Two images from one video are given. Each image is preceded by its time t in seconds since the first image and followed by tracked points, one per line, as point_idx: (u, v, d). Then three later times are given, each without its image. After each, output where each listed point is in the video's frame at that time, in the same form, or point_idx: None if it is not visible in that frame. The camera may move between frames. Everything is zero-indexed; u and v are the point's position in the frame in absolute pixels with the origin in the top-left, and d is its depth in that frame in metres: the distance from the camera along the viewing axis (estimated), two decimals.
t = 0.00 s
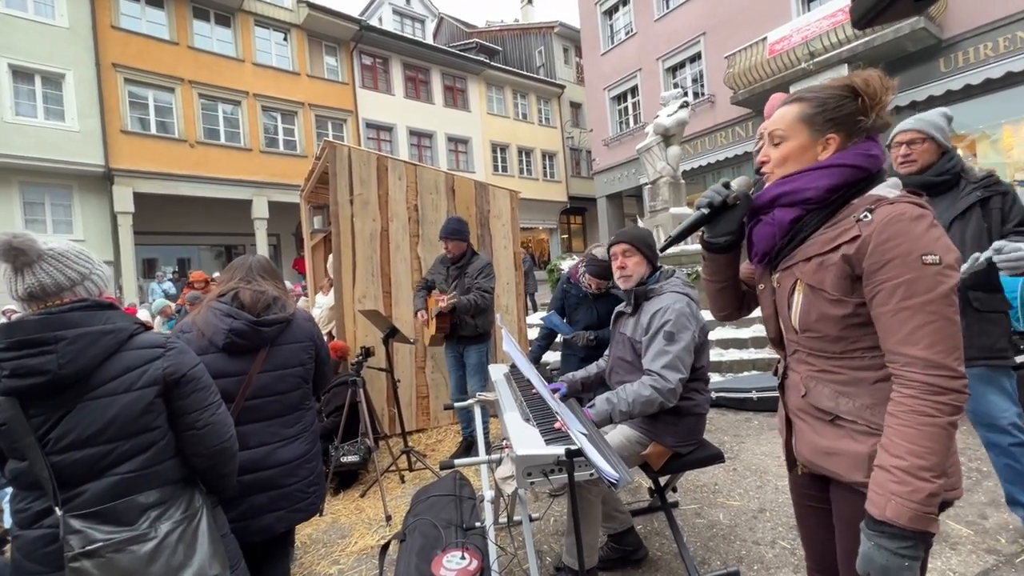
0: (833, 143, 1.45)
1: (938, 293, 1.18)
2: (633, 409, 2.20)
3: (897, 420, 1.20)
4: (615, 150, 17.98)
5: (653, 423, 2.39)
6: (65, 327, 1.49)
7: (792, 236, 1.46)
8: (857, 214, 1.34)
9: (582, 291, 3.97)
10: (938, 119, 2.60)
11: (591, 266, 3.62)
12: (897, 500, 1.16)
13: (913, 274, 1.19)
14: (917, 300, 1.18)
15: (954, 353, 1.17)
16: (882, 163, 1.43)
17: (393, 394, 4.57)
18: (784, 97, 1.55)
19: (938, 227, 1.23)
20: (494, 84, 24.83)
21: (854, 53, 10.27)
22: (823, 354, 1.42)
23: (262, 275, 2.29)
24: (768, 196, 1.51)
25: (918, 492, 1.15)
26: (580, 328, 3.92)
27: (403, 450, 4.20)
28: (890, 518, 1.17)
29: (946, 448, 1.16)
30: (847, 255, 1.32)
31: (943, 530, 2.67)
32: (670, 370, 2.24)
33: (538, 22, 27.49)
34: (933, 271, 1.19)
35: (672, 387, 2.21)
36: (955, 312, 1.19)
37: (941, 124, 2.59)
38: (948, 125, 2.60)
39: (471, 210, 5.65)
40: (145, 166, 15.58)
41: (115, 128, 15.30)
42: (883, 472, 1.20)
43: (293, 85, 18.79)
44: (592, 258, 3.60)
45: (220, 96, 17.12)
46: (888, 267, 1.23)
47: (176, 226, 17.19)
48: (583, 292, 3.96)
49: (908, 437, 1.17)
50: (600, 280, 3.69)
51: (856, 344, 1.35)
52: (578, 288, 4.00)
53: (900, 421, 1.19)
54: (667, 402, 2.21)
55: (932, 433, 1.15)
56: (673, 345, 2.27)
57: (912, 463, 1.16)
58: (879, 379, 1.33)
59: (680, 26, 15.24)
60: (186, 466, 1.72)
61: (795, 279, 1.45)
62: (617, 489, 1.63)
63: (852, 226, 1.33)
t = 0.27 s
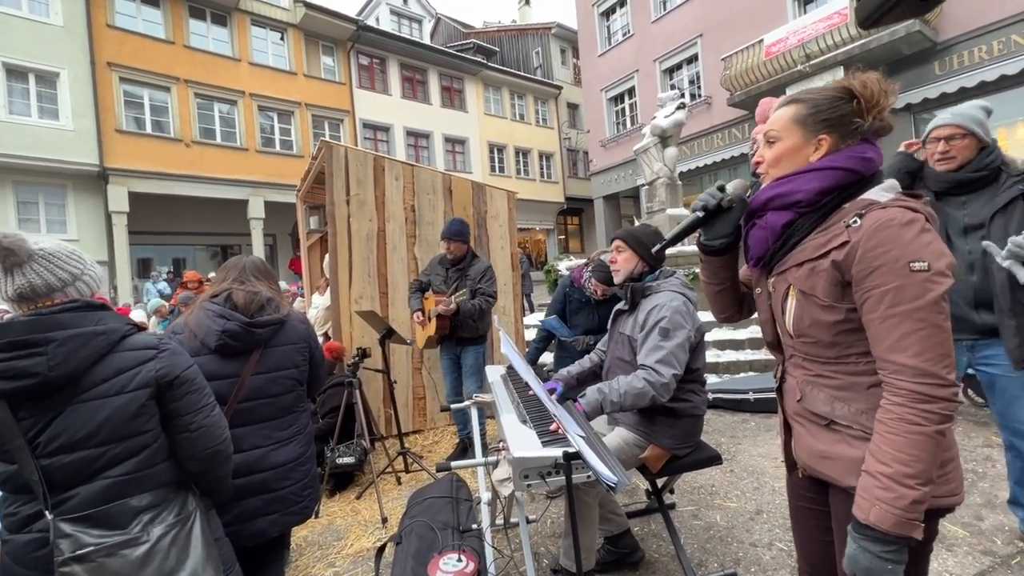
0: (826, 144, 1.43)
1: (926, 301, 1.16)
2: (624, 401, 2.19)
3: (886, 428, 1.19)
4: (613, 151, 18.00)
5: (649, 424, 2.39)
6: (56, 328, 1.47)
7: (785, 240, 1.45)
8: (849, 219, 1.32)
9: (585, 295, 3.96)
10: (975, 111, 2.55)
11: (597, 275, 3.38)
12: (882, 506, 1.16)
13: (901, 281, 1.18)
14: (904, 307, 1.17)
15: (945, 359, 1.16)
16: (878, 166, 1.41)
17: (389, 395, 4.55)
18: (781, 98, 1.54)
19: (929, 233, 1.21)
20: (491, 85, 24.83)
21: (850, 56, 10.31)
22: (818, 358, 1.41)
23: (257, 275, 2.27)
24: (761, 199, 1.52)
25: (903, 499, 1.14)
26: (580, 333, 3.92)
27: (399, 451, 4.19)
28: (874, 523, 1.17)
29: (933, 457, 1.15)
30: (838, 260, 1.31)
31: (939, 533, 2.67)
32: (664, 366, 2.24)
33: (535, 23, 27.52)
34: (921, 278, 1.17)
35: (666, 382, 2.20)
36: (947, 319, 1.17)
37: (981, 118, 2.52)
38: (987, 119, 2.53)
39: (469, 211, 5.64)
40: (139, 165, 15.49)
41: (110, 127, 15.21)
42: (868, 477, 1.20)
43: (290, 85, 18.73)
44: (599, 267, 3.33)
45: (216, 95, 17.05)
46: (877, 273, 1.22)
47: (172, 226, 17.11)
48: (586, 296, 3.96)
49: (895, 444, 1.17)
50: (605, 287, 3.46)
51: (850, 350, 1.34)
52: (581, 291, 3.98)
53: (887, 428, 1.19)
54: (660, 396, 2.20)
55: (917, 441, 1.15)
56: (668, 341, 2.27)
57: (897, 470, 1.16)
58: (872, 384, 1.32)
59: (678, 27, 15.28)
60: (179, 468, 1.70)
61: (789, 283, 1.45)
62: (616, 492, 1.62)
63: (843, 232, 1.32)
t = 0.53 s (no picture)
0: (814, 146, 1.43)
1: (908, 304, 1.16)
2: (629, 407, 2.18)
3: (864, 429, 1.20)
4: (611, 151, 18.00)
5: (650, 425, 2.38)
6: (51, 328, 1.45)
7: (776, 243, 1.44)
8: (836, 222, 1.32)
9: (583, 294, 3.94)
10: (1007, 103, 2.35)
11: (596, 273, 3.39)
12: (855, 503, 1.18)
13: (884, 284, 1.18)
14: (886, 310, 1.17)
15: (926, 363, 1.16)
16: (870, 165, 1.39)
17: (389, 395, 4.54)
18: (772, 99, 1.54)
19: (915, 233, 1.20)
20: (490, 84, 24.81)
21: (849, 55, 10.32)
22: (812, 359, 1.41)
23: (251, 275, 2.25)
24: (752, 202, 1.52)
25: (876, 498, 1.16)
26: (578, 332, 3.91)
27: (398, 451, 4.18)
28: (847, 520, 1.19)
29: (909, 458, 1.16)
30: (826, 261, 1.31)
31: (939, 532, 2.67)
32: (666, 370, 2.23)
33: (534, 23, 27.51)
34: (905, 281, 1.17)
35: (668, 387, 2.20)
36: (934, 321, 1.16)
37: (1017, 110, 2.33)
38: None
39: (468, 210, 5.63)
40: (137, 164, 15.44)
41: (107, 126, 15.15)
42: (846, 475, 1.22)
43: (288, 84, 18.69)
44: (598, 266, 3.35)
45: (213, 94, 17.00)
46: (860, 276, 1.22)
47: (169, 225, 17.07)
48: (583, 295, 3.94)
49: (873, 445, 1.18)
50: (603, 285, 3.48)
51: (842, 351, 1.34)
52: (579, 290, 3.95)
53: (867, 429, 1.20)
54: (663, 402, 2.20)
55: (894, 443, 1.16)
56: (669, 344, 2.26)
57: (872, 470, 1.17)
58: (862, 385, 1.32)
59: (676, 27, 15.28)
60: (177, 469, 1.69)
61: (781, 285, 1.44)
62: (617, 493, 1.61)
63: (830, 234, 1.31)
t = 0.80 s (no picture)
0: (805, 146, 1.42)
1: (891, 300, 1.16)
2: (630, 406, 2.17)
3: (849, 420, 1.21)
4: (612, 149, 17.97)
5: (651, 424, 2.38)
6: (51, 327, 1.45)
7: (769, 242, 1.44)
8: (823, 220, 1.32)
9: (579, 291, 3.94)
10: None
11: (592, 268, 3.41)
12: (841, 493, 1.19)
13: (868, 280, 1.19)
14: (870, 306, 1.18)
15: (909, 357, 1.16)
16: (859, 164, 1.39)
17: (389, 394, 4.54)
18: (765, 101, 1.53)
19: (899, 231, 1.20)
20: (490, 83, 24.77)
21: (850, 53, 10.29)
22: (806, 354, 1.40)
23: (248, 274, 2.25)
24: (746, 202, 1.51)
25: (861, 488, 1.16)
26: (575, 330, 3.90)
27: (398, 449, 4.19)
28: (835, 509, 1.20)
29: (893, 450, 1.16)
30: (814, 259, 1.31)
31: (940, 530, 2.67)
32: (667, 370, 2.22)
33: (534, 21, 27.45)
34: (888, 278, 1.17)
35: (670, 387, 2.20)
36: (916, 318, 1.16)
37: None
38: None
39: (468, 208, 5.63)
40: (137, 164, 15.43)
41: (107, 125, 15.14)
42: (833, 465, 1.22)
43: (288, 83, 18.66)
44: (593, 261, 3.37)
45: (213, 93, 16.99)
46: (845, 273, 1.22)
47: (169, 224, 17.06)
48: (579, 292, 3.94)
49: (858, 437, 1.18)
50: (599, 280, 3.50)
51: (834, 346, 1.33)
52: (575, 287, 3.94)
53: (852, 420, 1.20)
54: (665, 401, 2.20)
55: (878, 435, 1.16)
56: (669, 344, 2.25)
57: (857, 460, 1.17)
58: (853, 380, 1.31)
59: (676, 25, 15.25)
60: (177, 469, 1.69)
61: (775, 282, 1.43)
62: (619, 492, 1.61)
63: (818, 233, 1.31)
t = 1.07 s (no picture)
0: (805, 148, 1.42)
1: (892, 294, 1.16)
2: (635, 405, 2.17)
3: (846, 410, 1.20)
4: (615, 146, 17.91)
5: (656, 423, 2.37)
6: (61, 327, 1.46)
7: (773, 240, 1.43)
8: (826, 217, 1.31)
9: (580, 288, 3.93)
10: None
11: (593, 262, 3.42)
12: (838, 480, 1.18)
13: (869, 274, 1.18)
14: (870, 300, 1.17)
15: (909, 350, 1.16)
16: (859, 164, 1.39)
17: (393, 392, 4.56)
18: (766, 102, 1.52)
19: (901, 226, 1.20)
20: (493, 80, 24.72)
21: (856, 47, 10.20)
22: (808, 349, 1.39)
23: (250, 272, 2.26)
24: (748, 203, 1.51)
25: (857, 474, 1.16)
26: (576, 327, 3.89)
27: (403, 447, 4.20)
28: (830, 495, 1.19)
29: (890, 439, 1.16)
30: (818, 255, 1.30)
31: (946, 527, 2.66)
32: (672, 370, 2.22)
33: (537, 17, 27.34)
34: (889, 273, 1.17)
35: (675, 386, 2.19)
36: (916, 311, 1.16)
37: None
38: None
39: (472, 206, 5.62)
40: (142, 163, 15.50)
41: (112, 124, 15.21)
42: (831, 453, 1.21)
43: (291, 81, 18.68)
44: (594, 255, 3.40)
45: (217, 92, 17.03)
46: (846, 268, 1.22)
47: (175, 223, 17.15)
48: (581, 289, 3.93)
49: (857, 426, 1.18)
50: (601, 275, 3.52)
51: (837, 341, 1.32)
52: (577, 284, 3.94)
53: (849, 410, 1.19)
54: (669, 400, 2.19)
55: (875, 424, 1.16)
56: (674, 343, 2.24)
57: (854, 449, 1.17)
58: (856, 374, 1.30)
59: (680, 20, 15.15)
60: (185, 467, 1.70)
61: (778, 278, 1.42)
62: (625, 492, 1.60)
63: (821, 230, 1.31)
